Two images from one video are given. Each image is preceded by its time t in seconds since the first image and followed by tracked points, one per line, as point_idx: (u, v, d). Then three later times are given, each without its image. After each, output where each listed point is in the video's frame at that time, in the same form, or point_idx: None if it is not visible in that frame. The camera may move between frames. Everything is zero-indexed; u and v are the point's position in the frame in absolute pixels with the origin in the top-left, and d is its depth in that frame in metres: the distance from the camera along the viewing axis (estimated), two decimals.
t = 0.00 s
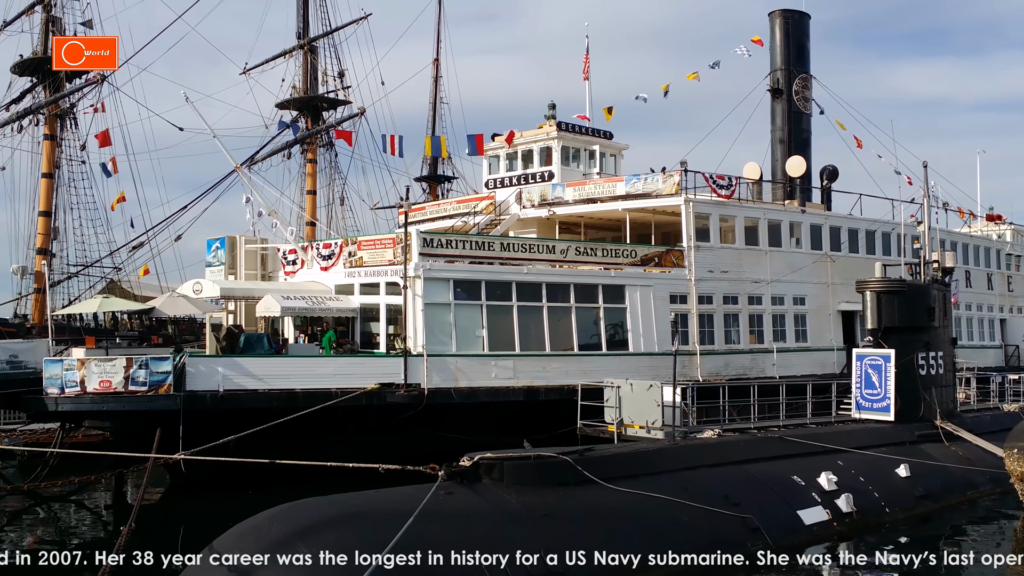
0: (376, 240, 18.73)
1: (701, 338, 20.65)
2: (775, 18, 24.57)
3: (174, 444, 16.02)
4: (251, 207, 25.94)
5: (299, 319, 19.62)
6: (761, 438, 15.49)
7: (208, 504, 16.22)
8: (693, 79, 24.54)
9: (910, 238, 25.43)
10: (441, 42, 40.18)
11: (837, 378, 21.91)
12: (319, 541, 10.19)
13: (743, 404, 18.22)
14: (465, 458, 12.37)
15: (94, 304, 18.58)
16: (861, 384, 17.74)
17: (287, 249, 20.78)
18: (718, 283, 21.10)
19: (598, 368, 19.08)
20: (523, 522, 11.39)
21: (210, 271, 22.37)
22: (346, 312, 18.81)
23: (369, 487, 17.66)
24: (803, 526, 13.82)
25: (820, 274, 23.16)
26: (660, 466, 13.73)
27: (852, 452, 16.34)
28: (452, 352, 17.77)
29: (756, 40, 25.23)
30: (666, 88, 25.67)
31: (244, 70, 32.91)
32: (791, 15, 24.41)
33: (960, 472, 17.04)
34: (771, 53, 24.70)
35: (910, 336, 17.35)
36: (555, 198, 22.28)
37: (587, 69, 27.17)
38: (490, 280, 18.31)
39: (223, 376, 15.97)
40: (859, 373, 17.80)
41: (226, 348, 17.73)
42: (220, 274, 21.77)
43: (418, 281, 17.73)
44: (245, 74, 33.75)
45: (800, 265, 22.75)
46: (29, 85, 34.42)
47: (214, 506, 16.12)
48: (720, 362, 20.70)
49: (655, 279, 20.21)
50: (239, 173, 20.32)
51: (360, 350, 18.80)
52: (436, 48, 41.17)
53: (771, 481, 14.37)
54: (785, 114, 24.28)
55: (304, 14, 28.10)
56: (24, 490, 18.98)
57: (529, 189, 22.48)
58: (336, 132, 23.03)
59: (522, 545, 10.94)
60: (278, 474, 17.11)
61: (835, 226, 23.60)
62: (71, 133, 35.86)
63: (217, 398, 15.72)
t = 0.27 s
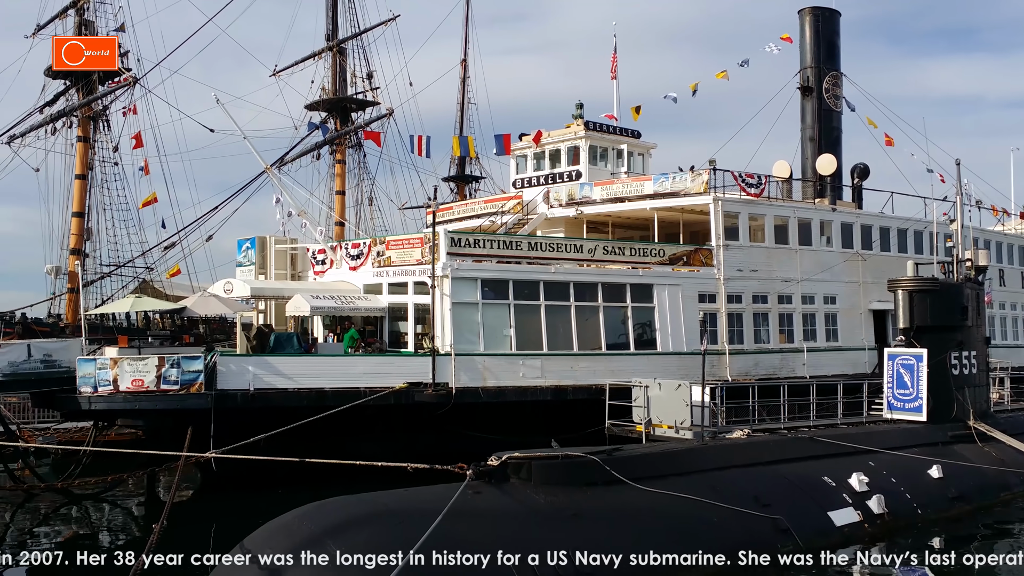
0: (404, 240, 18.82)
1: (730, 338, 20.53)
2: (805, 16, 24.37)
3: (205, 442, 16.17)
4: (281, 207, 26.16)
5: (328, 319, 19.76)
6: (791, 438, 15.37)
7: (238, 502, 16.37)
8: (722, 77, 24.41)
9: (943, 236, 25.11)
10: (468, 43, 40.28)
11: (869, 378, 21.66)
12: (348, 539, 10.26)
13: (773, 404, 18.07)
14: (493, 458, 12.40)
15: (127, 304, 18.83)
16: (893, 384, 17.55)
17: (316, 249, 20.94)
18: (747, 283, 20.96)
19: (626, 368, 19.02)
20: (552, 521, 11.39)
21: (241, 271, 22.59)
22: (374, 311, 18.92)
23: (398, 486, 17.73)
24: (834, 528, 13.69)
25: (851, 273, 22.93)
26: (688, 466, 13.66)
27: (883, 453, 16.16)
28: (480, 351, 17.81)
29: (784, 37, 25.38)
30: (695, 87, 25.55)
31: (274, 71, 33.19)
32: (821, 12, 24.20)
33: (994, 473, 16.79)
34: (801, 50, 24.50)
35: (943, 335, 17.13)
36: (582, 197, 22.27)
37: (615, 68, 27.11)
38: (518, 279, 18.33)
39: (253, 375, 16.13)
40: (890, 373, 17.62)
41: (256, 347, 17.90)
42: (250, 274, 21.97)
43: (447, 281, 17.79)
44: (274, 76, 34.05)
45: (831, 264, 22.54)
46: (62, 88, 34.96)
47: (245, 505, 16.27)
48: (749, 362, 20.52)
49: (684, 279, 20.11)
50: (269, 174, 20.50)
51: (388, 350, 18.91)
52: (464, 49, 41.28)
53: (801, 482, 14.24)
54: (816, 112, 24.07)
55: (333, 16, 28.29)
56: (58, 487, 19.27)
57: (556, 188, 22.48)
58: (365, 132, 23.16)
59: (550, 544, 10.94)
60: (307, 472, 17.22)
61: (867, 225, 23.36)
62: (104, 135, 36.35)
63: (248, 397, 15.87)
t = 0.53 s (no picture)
0: (433, 240, 18.90)
1: (761, 338, 20.38)
2: (836, 13, 24.15)
3: (237, 441, 16.34)
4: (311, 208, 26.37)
5: (358, 319, 19.89)
6: (822, 439, 15.24)
7: (270, 501, 16.53)
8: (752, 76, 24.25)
9: (977, 235, 24.77)
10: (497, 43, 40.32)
11: (902, 378, 21.42)
12: (378, 539, 10.31)
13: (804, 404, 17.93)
14: (522, 458, 12.42)
15: (161, 304, 19.08)
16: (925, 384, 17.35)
17: (346, 249, 21.09)
18: (778, 282, 20.81)
19: (655, 368, 18.96)
20: (580, 522, 11.38)
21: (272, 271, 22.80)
22: (404, 311, 19.02)
23: (427, 485, 17.81)
24: (866, 530, 13.56)
25: (884, 272, 22.69)
26: (718, 467, 13.60)
27: (917, 454, 15.97)
28: (509, 351, 17.84)
29: (813, 36, 25.59)
30: (725, 85, 25.41)
31: (304, 74, 33.47)
32: (852, 9, 23.96)
33: None
34: (832, 48, 24.27)
35: (977, 335, 16.89)
36: (611, 197, 22.23)
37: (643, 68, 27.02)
38: (547, 279, 18.34)
39: (284, 374, 16.28)
40: (924, 373, 17.43)
41: (287, 347, 18.08)
42: (281, 275, 22.17)
43: (475, 281, 17.84)
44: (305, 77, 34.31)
45: (863, 263, 22.32)
46: (96, 91, 35.43)
47: (276, 504, 16.42)
48: (780, 362, 20.30)
49: (714, 278, 20.00)
50: (299, 175, 20.67)
51: (418, 349, 19.01)
52: (493, 50, 41.31)
53: (833, 484, 14.12)
54: (847, 110, 23.84)
55: (362, 18, 28.46)
56: (93, 485, 19.55)
57: (585, 188, 22.48)
58: (394, 133, 23.28)
59: (579, 545, 10.94)
60: (337, 471, 17.34)
61: (899, 224, 23.10)
62: (137, 137, 36.81)
63: (279, 397, 16.02)
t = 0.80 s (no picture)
0: (460, 240, 18.94)
1: (790, 338, 20.22)
2: (866, 10, 23.91)
3: (267, 440, 16.49)
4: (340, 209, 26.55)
5: (386, 318, 20.02)
6: (852, 439, 15.09)
7: (299, 500, 16.67)
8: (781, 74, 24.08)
9: (1011, 234, 24.41)
10: (523, 44, 40.34)
11: (935, 379, 21.14)
12: (406, 538, 10.35)
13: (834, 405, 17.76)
14: (550, 457, 12.43)
15: (192, 304, 19.30)
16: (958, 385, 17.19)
17: (374, 249, 21.23)
18: (807, 282, 20.63)
19: (683, 368, 18.88)
20: (607, 521, 11.35)
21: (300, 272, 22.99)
22: (431, 311, 19.08)
23: (454, 484, 17.87)
24: (898, 532, 13.40)
25: (915, 272, 22.42)
26: (747, 467, 13.51)
27: (949, 455, 15.76)
28: (536, 350, 17.83)
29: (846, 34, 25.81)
30: (753, 84, 25.25)
31: (331, 75, 33.69)
32: (883, 6, 23.70)
33: None
34: (862, 46, 24.03)
35: (1011, 335, 16.63)
36: (638, 197, 22.18)
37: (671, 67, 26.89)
38: (574, 279, 18.32)
39: (313, 374, 16.40)
40: (956, 373, 17.30)
41: (316, 346, 18.24)
42: (309, 275, 22.35)
43: (502, 281, 17.86)
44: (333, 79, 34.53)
45: (894, 263, 22.07)
46: (128, 94, 35.87)
47: (305, 502, 16.56)
48: (810, 362, 20.15)
49: (742, 278, 19.87)
50: (328, 176, 20.81)
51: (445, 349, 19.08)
52: (520, 51, 41.35)
53: (864, 484, 13.96)
54: (877, 108, 23.59)
55: (390, 20, 28.61)
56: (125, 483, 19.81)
57: (612, 188, 22.49)
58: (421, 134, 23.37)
59: (607, 544, 10.92)
60: (366, 470, 17.45)
61: (931, 223, 22.82)
62: (168, 140, 37.26)
63: (308, 396, 16.15)
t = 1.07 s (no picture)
0: (490, 240, 18.97)
1: (822, 338, 20.02)
2: (898, 7, 23.65)
3: (299, 439, 16.61)
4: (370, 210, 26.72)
5: (416, 318, 20.16)
6: (886, 440, 14.92)
7: (331, 498, 16.77)
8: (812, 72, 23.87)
9: None
10: (551, 44, 40.33)
11: (970, 380, 20.83)
12: (437, 537, 10.37)
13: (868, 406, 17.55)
14: (580, 457, 12.40)
15: (224, 304, 19.50)
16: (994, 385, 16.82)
17: (404, 250, 21.32)
18: (840, 281, 20.41)
19: (714, 368, 18.76)
20: (638, 521, 11.30)
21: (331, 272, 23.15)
22: (461, 311, 19.12)
23: (484, 483, 17.89)
24: (933, 533, 13.22)
25: (950, 271, 22.12)
26: (779, 467, 13.40)
27: (985, 457, 15.52)
28: (565, 350, 17.80)
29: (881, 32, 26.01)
30: (784, 82, 25.06)
31: (361, 77, 33.92)
32: (916, 3, 23.42)
33: None
34: (894, 43, 23.77)
35: None
36: (668, 197, 22.06)
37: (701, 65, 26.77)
38: (603, 279, 18.28)
39: (344, 373, 16.50)
40: (992, 373, 16.93)
41: (347, 346, 18.41)
42: (340, 275, 22.50)
43: (532, 280, 17.85)
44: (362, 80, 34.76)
45: (929, 262, 21.79)
46: (161, 96, 36.33)
47: (337, 501, 16.66)
48: (843, 362, 19.94)
49: (774, 278, 19.71)
50: (358, 177, 20.93)
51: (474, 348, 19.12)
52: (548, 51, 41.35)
53: (898, 486, 13.79)
54: (910, 106, 23.30)
55: (419, 21, 28.74)
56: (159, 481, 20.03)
57: (641, 188, 22.39)
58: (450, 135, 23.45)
59: (637, 545, 10.87)
60: (397, 469, 17.53)
61: (965, 221, 22.50)
62: (200, 142, 37.68)
63: (339, 395, 16.24)
